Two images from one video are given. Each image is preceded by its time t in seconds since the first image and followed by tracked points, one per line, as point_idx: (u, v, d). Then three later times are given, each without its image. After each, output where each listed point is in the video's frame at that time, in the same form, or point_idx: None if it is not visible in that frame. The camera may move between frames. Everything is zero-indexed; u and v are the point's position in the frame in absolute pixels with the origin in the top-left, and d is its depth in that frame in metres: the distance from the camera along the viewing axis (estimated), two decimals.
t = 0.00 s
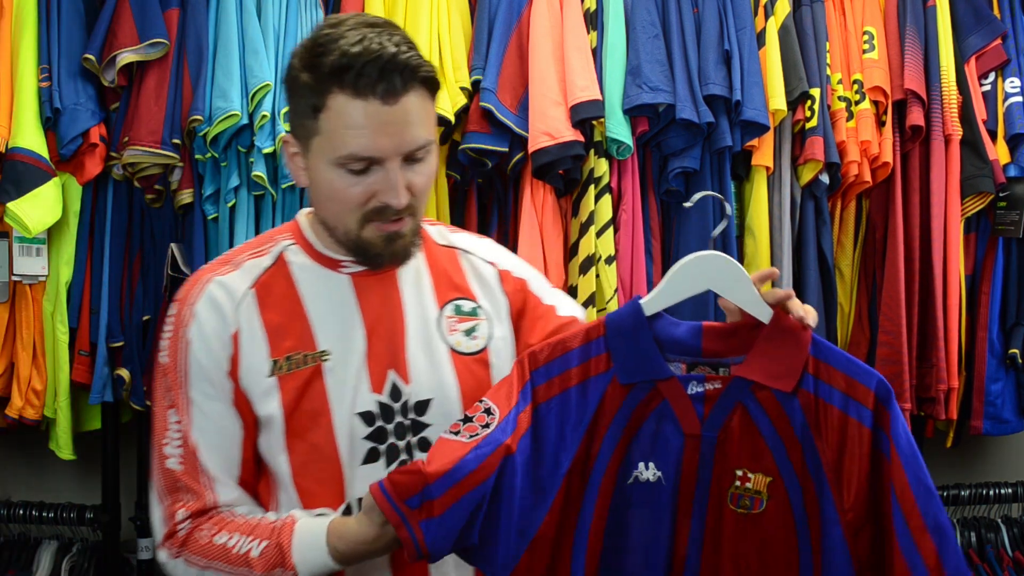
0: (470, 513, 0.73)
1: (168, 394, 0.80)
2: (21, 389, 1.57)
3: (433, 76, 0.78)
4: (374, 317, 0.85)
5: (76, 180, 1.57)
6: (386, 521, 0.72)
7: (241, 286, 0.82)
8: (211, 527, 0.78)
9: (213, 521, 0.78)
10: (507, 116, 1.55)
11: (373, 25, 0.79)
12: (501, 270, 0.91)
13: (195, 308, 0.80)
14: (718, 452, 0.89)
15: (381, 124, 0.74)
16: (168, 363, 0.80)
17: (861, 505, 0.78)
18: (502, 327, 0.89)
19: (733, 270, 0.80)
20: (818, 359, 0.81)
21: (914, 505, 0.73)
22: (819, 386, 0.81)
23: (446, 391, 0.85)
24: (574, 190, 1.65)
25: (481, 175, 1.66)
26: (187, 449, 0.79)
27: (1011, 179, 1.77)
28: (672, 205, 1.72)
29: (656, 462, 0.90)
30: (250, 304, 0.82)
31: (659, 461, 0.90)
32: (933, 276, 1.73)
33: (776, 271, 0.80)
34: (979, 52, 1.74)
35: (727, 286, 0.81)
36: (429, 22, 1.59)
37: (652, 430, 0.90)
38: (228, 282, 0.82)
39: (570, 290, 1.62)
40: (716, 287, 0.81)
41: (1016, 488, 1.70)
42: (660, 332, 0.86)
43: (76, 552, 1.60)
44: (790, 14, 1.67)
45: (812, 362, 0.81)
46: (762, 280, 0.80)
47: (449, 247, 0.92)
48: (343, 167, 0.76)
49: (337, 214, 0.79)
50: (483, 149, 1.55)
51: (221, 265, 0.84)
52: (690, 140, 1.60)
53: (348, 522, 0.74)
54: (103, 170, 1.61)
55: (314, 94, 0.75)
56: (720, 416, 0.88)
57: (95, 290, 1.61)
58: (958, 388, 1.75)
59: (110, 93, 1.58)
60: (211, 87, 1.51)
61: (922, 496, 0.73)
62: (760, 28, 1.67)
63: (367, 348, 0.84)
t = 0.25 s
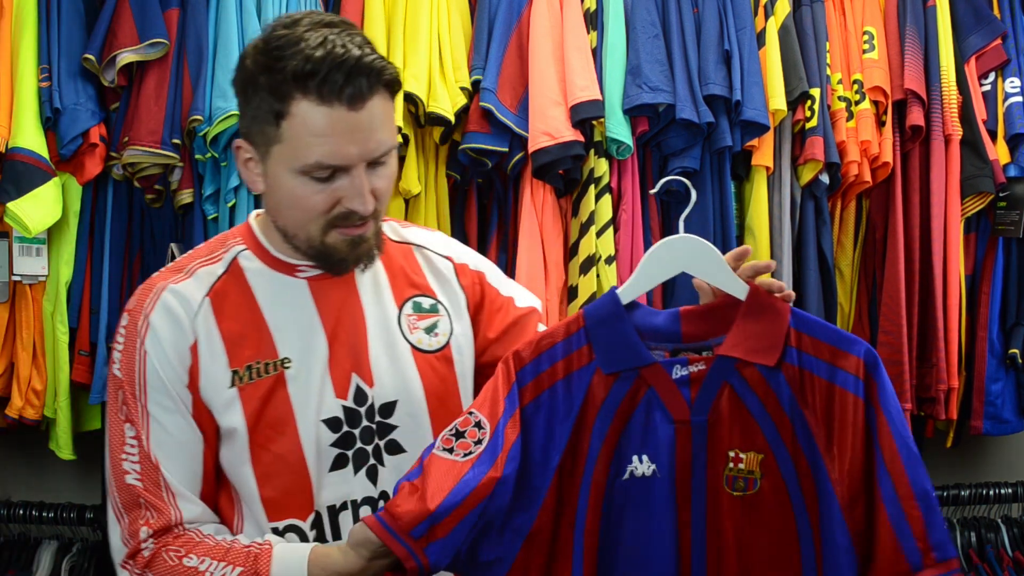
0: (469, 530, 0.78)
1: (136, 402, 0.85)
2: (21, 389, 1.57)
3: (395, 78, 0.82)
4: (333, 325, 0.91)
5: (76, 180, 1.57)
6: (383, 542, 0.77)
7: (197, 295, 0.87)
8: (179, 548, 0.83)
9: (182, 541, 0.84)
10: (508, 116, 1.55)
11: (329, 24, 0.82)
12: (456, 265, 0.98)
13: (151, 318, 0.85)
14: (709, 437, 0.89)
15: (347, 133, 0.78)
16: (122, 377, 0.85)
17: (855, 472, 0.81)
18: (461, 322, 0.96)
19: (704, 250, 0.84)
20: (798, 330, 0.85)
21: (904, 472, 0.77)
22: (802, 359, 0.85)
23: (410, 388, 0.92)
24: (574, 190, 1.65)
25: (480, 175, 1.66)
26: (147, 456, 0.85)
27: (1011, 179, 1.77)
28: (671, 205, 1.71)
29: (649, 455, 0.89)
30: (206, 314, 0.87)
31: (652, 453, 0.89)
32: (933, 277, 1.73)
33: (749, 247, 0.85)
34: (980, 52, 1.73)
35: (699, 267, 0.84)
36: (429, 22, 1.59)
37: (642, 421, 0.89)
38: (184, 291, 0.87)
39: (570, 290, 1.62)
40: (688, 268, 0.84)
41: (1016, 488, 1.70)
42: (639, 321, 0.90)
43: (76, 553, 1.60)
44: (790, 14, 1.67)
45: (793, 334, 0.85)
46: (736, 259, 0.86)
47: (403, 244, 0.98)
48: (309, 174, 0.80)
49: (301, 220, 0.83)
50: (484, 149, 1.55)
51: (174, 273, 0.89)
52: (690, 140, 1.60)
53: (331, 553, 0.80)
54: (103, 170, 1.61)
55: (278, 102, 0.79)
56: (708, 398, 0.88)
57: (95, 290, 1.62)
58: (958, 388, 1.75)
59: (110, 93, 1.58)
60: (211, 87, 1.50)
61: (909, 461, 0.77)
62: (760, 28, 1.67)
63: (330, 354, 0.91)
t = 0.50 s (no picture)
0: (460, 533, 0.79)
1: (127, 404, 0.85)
2: (21, 389, 1.57)
3: (380, 81, 0.82)
4: (324, 327, 0.91)
5: (76, 180, 1.57)
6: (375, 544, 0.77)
7: (185, 298, 0.87)
8: (168, 552, 0.82)
9: (171, 544, 0.83)
10: (508, 116, 1.55)
11: (312, 28, 0.82)
12: (447, 261, 0.98)
13: (140, 321, 0.85)
14: (688, 442, 0.90)
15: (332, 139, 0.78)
16: (111, 381, 0.86)
17: (836, 475, 0.80)
18: (453, 319, 0.97)
19: (677, 250, 0.85)
20: (776, 330, 0.85)
21: (875, 471, 0.77)
22: (780, 359, 0.85)
23: (405, 387, 0.92)
24: (574, 190, 1.65)
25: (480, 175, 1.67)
26: (136, 459, 0.84)
27: (1011, 179, 1.77)
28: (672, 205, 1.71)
29: (628, 459, 0.91)
30: (194, 317, 0.87)
31: (631, 459, 0.91)
32: (933, 277, 1.73)
33: (723, 249, 0.85)
34: (979, 52, 1.74)
35: (673, 267, 0.85)
36: (430, 22, 1.60)
37: (621, 426, 0.91)
38: (173, 294, 0.87)
39: (570, 290, 1.62)
40: (661, 270, 0.85)
41: (1016, 488, 1.70)
42: (615, 323, 0.91)
43: (76, 553, 1.60)
44: (790, 14, 1.67)
45: (770, 333, 0.85)
46: (711, 260, 0.86)
47: (392, 241, 0.99)
48: (295, 181, 0.80)
49: (290, 227, 0.84)
50: (484, 149, 1.55)
51: (162, 277, 0.89)
52: (690, 140, 1.60)
53: (325, 557, 0.81)
54: (103, 170, 1.61)
55: (262, 109, 0.79)
56: (685, 401, 0.90)
57: (95, 290, 1.62)
58: (958, 388, 1.76)
59: (110, 93, 1.58)
60: (211, 87, 1.51)
61: (880, 462, 0.77)
62: (760, 29, 1.67)
63: (321, 355, 0.91)
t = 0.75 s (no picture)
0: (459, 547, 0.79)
1: (141, 411, 0.86)
2: (21, 389, 1.57)
3: (398, 87, 0.81)
4: (340, 329, 0.91)
5: (76, 180, 1.57)
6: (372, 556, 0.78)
7: (198, 303, 0.87)
8: (183, 555, 0.84)
9: (185, 548, 0.84)
10: (507, 116, 1.55)
11: (334, 31, 0.82)
12: (463, 266, 0.98)
13: (153, 329, 0.86)
14: (680, 467, 0.88)
15: (346, 143, 0.77)
16: (128, 389, 0.87)
17: (825, 504, 0.81)
18: (468, 324, 0.97)
19: (670, 272, 0.83)
20: (771, 356, 0.84)
21: (865, 501, 0.77)
22: (773, 385, 0.84)
23: (418, 392, 0.92)
24: (574, 190, 1.65)
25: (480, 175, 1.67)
26: (152, 466, 0.85)
27: (1011, 179, 1.77)
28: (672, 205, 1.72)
29: (617, 484, 0.89)
30: (210, 322, 0.87)
31: (620, 483, 0.89)
32: (933, 277, 1.73)
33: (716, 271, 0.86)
34: (980, 52, 1.73)
35: (668, 290, 0.83)
36: (430, 22, 1.60)
37: (612, 450, 0.89)
38: (186, 300, 0.87)
39: (570, 290, 1.62)
40: (655, 292, 0.83)
41: (1016, 488, 1.70)
42: (609, 345, 0.88)
43: (76, 552, 1.60)
44: (790, 14, 1.67)
45: (765, 359, 0.84)
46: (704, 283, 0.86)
47: (408, 244, 0.99)
48: (307, 184, 0.80)
49: (300, 228, 0.83)
50: (483, 149, 1.55)
51: (177, 280, 0.89)
52: (690, 140, 1.60)
53: (330, 565, 0.82)
54: (103, 170, 1.61)
55: (278, 110, 0.79)
56: (678, 423, 0.88)
57: (95, 290, 1.62)
58: (958, 388, 1.75)
59: (110, 93, 1.58)
60: (211, 87, 1.51)
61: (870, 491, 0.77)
62: (760, 29, 1.67)
63: (336, 359, 0.91)
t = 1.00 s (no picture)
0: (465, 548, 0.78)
1: (156, 406, 0.86)
2: (21, 389, 1.57)
3: (425, 98, 0.81)
4: (359, 331, 0.91)
5: (76, 180, 1.57)
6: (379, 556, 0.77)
7: (218, 301, 0.87)
8: (191, 550, 0.84)
9: (195, 543, 0.84)
10: (507, 116, 1.55)
11: (363, 37, 0.81)
12: (484, 270, 0.98)
13: (171, 325, 0.86)
14: (697, 475, 0.88)
15: (369, 153, 0.77)
16: (144, 382, 0.87)
17: (842, 522, 0.80)
18: (488, 327, 0.97)
19: (699, 282, 0.83)
20: (793, 370, 0.84)
21: (886, 520, 0.76)
22: (795, 399, 0.84)
23: (435, 396, 0.92)
24: (574, 190, 1.65)
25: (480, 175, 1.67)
26: (165, 461, 0.86)
27: (1011, 179, 1.77)
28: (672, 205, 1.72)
29: (635, 490, 0.89)
30: (229, 320, 0.87)
31: (638, 489, 0.88)
32: (933, 277, 1.73)
33: (743, 282, 0.86)
34: (980, 52, 1.74)
35: (694, 299, 0.83)
36: (430, 22, 1.60)
37: (630, 456, 0.89)
38: (205, 297, 0.87)
39: (570, 290, 1.62)
40: (683, 302, 0.84)
41: (1016, 488, 1.70)
42: (632, 351, 0.89)
43: (76, 553, 1.60)
44: (789, 14, 1.67)
45: (787, 373, 0.84)
46: (731, 293, 0.86)
47: (431, 246, 0.99)
48: (329, 192, 0.80)
49: (321, 233, 0.83)
50: (483, 149, 1.55)
51: (198, 276, 0.89)
52: (690, 140, 1.60)
53: (336, 563, 0.82)
54: (103, 170, 1.61)
55: (303, 116, 0.78)
56: (697, 433, 0.88)
57: (95, 290, 1.61)
58: (958, 388, 1.76)
59: (110, 93, 1.58)
60: (211, 87, 1.51)
61: (892, 509, 0.76)
62: (760, 28, 1.67)
63: (355, 361, 0.91)
